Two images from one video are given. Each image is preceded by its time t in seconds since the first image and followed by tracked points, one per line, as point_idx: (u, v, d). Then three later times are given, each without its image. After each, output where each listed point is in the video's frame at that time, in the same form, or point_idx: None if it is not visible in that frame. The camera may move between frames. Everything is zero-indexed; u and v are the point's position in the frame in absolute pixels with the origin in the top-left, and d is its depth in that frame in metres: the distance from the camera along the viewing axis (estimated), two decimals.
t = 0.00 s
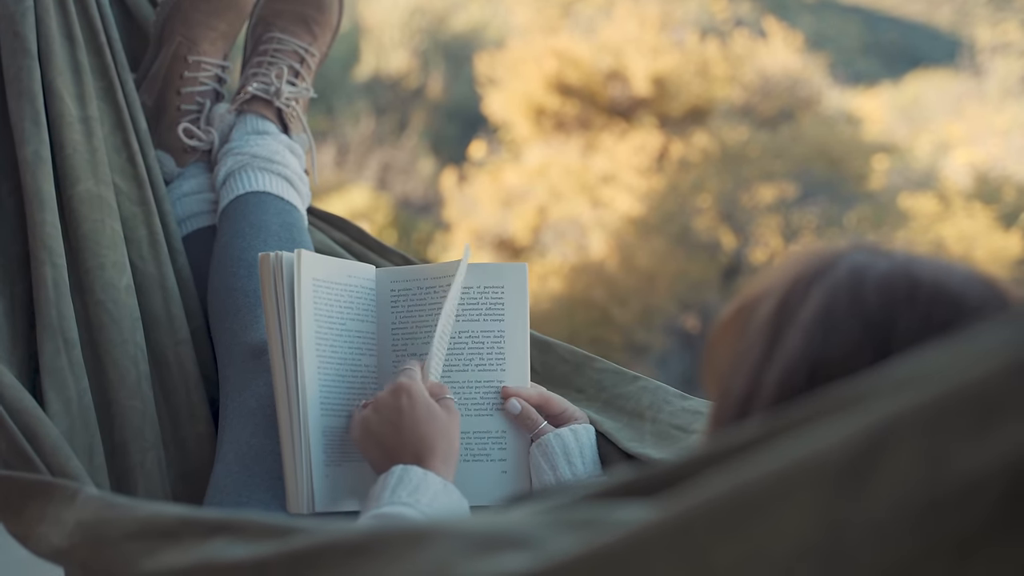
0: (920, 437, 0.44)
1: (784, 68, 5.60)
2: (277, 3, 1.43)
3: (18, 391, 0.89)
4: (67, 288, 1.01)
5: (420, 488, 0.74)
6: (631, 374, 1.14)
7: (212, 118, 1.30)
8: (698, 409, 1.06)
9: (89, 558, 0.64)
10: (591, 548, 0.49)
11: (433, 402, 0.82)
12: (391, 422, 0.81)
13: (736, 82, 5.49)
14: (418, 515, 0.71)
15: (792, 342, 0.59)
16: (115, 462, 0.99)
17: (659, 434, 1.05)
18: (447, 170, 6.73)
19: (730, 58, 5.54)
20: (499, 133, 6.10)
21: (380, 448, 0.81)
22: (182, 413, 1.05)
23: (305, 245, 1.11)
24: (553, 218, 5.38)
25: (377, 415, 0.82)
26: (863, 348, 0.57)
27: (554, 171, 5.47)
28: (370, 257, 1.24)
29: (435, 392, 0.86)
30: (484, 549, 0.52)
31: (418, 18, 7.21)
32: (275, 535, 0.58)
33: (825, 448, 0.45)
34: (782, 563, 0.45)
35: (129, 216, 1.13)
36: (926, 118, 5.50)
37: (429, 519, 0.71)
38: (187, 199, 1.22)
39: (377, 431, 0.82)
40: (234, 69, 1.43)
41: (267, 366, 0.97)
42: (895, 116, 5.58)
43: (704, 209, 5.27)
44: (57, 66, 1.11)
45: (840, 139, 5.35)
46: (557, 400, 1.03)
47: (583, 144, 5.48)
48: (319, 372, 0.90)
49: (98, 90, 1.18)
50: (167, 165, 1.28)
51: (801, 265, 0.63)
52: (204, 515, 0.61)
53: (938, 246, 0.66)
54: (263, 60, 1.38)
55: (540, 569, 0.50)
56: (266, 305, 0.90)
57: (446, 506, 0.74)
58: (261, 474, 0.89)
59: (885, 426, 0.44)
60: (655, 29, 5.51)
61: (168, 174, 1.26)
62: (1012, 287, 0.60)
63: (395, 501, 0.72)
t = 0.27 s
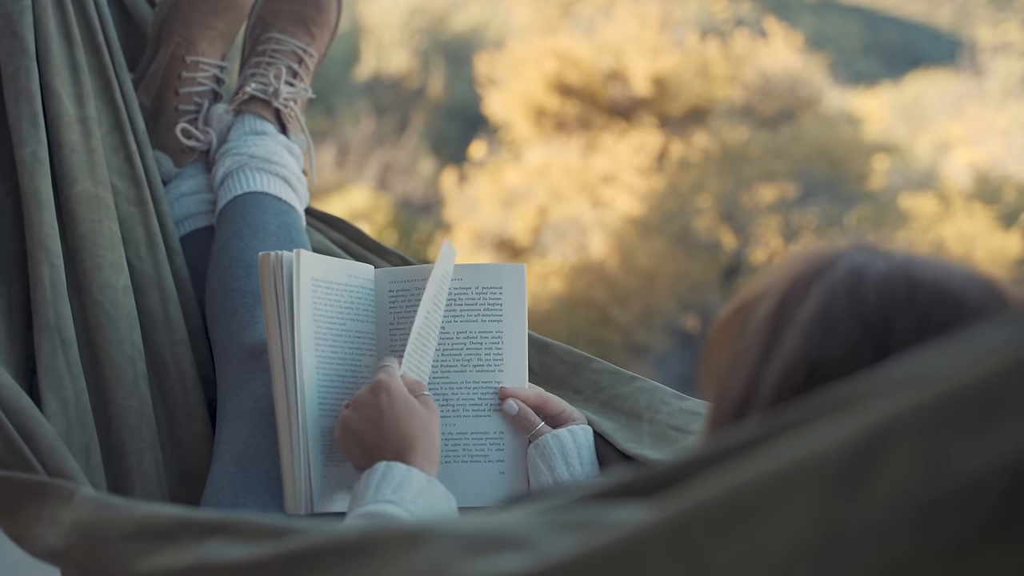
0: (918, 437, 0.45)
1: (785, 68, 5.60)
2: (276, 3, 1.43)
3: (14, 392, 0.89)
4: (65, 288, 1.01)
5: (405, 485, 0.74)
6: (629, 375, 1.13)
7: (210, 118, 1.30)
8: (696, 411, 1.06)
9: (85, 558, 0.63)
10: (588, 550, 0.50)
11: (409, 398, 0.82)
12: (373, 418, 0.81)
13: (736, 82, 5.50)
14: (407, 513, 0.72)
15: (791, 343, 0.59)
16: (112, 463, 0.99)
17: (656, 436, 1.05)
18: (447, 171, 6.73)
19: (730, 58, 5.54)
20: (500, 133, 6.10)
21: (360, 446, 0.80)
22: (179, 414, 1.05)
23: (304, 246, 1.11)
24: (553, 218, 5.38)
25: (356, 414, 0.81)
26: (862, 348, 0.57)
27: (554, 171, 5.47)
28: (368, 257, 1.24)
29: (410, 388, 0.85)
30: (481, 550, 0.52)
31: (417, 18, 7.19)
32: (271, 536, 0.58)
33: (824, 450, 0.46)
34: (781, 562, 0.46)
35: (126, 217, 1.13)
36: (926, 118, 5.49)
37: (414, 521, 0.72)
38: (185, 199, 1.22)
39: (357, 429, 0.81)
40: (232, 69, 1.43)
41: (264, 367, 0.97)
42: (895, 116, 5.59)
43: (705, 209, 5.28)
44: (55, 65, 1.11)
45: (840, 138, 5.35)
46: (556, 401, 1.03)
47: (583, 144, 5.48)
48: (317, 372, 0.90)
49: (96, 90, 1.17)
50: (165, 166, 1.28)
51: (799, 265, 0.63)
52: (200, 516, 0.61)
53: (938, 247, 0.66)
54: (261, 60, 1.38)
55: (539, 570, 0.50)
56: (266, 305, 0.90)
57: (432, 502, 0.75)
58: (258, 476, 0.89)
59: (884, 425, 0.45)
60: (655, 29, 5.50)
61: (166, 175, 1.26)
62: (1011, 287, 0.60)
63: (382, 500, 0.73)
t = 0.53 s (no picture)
0: (915, 440, 0.45)
1: (784, 69, 5.60)
2: (275, 5, 1.43)
3: (13, 394, 0.89)
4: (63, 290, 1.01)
5: (388, 484, 0.75)
6: (629, 377, 1.13)
7: (209, 120, 1.30)
8: (696, 412, 1.06)
9: (84, 559, 0.63)
10: (586, 552, 0.50)
11: (387, 397, 0.84)
12: (355, 421, 0.82)
13: (735, 83, 5.49)
14: (397, 518, 0.72)
15: (791, 346, 0.59)
16: (111, 465, 0.98)
17: (656, 437, 1.05)
18: (446, 172, 6.74)
19: (730, 60, 5.54)
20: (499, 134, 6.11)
21: (340, 447, 0.82)
22: (178, 416, 1.05)
23: (302, 248, 1.11)
24: (552, 221, 5.39)
25: (334, 416, 0.83)
26: (862, 349, 0.57)
27: (553, 173, 5.48)
28: (367, 259, 1.24)
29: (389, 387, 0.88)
30: (478, 553, 0.52)
31: (416, 19, 7.17)
32: (270, 538, 0.58)
33: (823, 451, 0.47)
34: (778, 563, 0.47)
35: (125, 219, 1.13)
36: (926, 119, 5.49)
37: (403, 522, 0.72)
38: (184, 201, 1.22)
39: (337, 432, 0.83)
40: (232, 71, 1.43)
41: (263, 369, 0.97)
42: (894, 117, 5.59)
43: (704, 211, 5.30)
44: (53, 66, 1.11)
45: (840, 139, 5.34)
46: (556, 403, 1.03)
47: (583, 145, 5.49)
48: (320, 374, 0.89)
49: (94, 92, 1.17)
50: (163, 167, 1.28)
51: (800, 267, 0.62)
52: (199, 519, 0.61)
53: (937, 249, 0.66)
54: (260, 62, 1.38)
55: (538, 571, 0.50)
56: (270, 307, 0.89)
57: (420, 505, 0.75)
58: (257, 478, 0.89)
59: (882, 428, 0.46)
60: (654, 30, 5.51)
61: (165, 177, 1.26)
62: (1011, 289, 0.60)
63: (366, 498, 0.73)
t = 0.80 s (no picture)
0: (917, 443, 0.46)
1: (783, 69, 5.60)
2: (275, 5, 1.43)
3: (14, 395, 0.89)
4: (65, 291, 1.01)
5: (371, 482, 0.75)
6: (630, 377, 1.13)
7: (210, 120, 1.30)
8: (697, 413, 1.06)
9: (86, 560, 0.63)
10: (589, 554, 0.49)
11: (363, 398, 0.84)
12: (332, 420, 0.82)
13: (734, 83, 5.50)
14: (385, 519, 0.73)
15: (793, 346, 0.59)
16: (112, 465, 0.98)
17: (657, 437, 1.05)
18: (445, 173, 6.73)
19: (729, 60, 5.55)
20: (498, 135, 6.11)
21: (318, 446, 0.82)
22: (179, 416, 1.05)
23: (303, 248, 1.11)
24: (552, 221, 5.38)
25: (312, 417, 0.83)
26: (865, 349, 0.57)
27: (553, 173, 5.48)
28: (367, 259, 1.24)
29: (365, 388, 0.89)
30: (480, 555, 0.52)
31: (415, 19, 7.17)
32: (274, 541, 0.57)
33: (829, 451, 0.47)
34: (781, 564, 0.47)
35: (126, 219, 1.13)
36: (926, 120, 5.49)
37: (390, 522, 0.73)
38: (185, 202, 1.21)
39: (315, 433, 0.83)
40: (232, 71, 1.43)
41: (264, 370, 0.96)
42: (894, 118, 5.59)
43: (703, 211, 5.29)
44: (54, 67, 1.11)
45: (839, 140, 5.34)
46: (557, 403, 1.03)
47: (582, 145, 5.50)
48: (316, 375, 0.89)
49: (95, 92, 1.17)
50: (164, 168, 1.27)
51: (802, 267, 0.62)
52: (201, 520, 0.61)
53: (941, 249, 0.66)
54: (260, 63, 1.38)
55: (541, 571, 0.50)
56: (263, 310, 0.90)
57: (405, 502, 0.75)
58: (257, 479, 0.89)
59: (884, 429, 0.46)
60: (653, 31, 5.52)
61: (166, 177, 1.26)
62: (1013, 289, 0.60)
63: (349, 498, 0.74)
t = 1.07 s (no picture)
0: (921, 444, 0.46)
1: (782, 68, 5.62)
2: (277, 3, 1.43)
3: (18, 393, 0.89)
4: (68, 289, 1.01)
5: (364, 481, 0.76)
6: (632, 373, 1.13)
7: (212, 118, 1.30)
8: (700, 409, 1.05)
9: (92, 559, 0.63)
10: (593, 553, 0.49)
11: (354, 396, 0.85)
12: (322, 419, 0.83)
13: (733, 83, 5.52)
14: (382, 518, 0.73)
15: (798, 344, 0.59)
16: (116, 463, 0.98)
17: (660, 434, 1.05)
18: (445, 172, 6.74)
19: (728, 59, 5.57)
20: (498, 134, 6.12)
21: (308, 446, 0.82)
22: (182, 413, 1.05)
23: (306, 246, 1.10)
24: (551, 220, 5.37)
25: (303, 416, 0.84)
26: (870, 346, 0.57)
27: (552, 172, 5.49)
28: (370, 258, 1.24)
29: (356, 386, 0.89)
30: (486, 553, 0.52)
31: (414, 18, 7.17)
32: (280, 539, 0.57)
33: (831, 450, 0.47)
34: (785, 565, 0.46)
35: (129, 218, 1.12)
36: (925, 120, 5.49)
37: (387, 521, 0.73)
38: (187, 200, 1.21)
39: (306, 432, 0.83)
40: (234, 69, 1.42)
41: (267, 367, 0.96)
42: (893, 117, 5.60)
43: (703, 210, 5.30)
44: (57, 66, 1.11)
45: (839, 139, 5.35)
46: (559, 400, 1.03)
47: (581, 144, 5.50)
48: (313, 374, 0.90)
49: (97, 91, 1.17)
50: (167, 166, 1.27)
51: (807, 265, 0.62)
52: (207, 519, 0.60)
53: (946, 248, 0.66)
54: (262, 61, 1.37)
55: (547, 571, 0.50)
56: (255, 309, 0.91)
57: (401, 499, 0.76)
58: (260, 476, 0.89)
59: (889, 429, 0.46)
60: (653, 30, 5.53)
61: (168, 176, 1.26)
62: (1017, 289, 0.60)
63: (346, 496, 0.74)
